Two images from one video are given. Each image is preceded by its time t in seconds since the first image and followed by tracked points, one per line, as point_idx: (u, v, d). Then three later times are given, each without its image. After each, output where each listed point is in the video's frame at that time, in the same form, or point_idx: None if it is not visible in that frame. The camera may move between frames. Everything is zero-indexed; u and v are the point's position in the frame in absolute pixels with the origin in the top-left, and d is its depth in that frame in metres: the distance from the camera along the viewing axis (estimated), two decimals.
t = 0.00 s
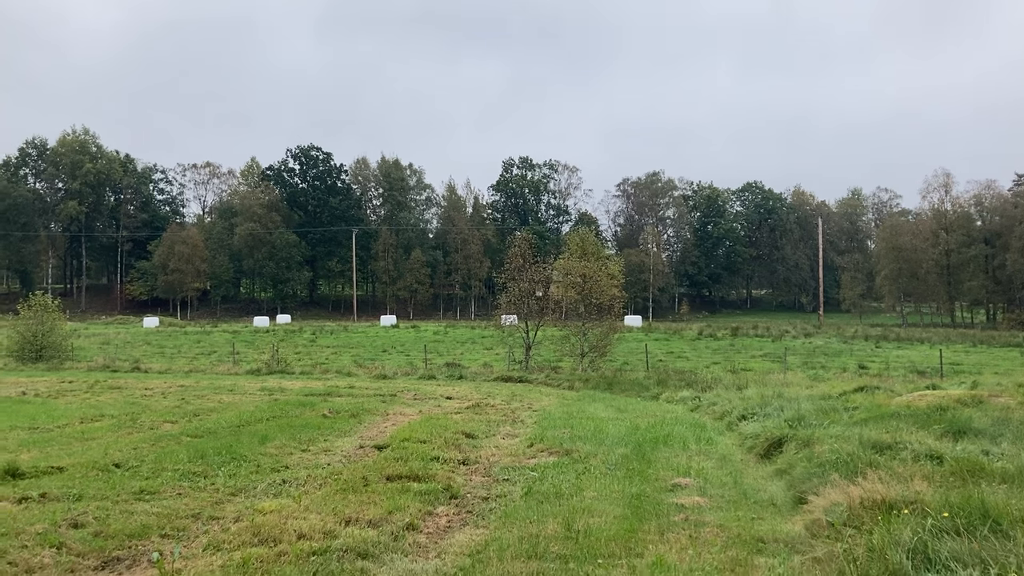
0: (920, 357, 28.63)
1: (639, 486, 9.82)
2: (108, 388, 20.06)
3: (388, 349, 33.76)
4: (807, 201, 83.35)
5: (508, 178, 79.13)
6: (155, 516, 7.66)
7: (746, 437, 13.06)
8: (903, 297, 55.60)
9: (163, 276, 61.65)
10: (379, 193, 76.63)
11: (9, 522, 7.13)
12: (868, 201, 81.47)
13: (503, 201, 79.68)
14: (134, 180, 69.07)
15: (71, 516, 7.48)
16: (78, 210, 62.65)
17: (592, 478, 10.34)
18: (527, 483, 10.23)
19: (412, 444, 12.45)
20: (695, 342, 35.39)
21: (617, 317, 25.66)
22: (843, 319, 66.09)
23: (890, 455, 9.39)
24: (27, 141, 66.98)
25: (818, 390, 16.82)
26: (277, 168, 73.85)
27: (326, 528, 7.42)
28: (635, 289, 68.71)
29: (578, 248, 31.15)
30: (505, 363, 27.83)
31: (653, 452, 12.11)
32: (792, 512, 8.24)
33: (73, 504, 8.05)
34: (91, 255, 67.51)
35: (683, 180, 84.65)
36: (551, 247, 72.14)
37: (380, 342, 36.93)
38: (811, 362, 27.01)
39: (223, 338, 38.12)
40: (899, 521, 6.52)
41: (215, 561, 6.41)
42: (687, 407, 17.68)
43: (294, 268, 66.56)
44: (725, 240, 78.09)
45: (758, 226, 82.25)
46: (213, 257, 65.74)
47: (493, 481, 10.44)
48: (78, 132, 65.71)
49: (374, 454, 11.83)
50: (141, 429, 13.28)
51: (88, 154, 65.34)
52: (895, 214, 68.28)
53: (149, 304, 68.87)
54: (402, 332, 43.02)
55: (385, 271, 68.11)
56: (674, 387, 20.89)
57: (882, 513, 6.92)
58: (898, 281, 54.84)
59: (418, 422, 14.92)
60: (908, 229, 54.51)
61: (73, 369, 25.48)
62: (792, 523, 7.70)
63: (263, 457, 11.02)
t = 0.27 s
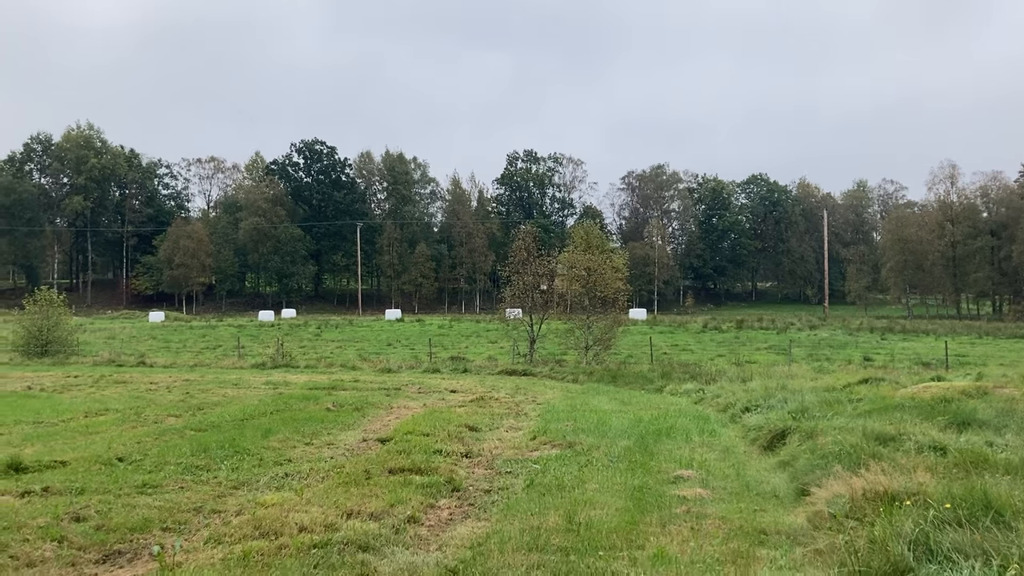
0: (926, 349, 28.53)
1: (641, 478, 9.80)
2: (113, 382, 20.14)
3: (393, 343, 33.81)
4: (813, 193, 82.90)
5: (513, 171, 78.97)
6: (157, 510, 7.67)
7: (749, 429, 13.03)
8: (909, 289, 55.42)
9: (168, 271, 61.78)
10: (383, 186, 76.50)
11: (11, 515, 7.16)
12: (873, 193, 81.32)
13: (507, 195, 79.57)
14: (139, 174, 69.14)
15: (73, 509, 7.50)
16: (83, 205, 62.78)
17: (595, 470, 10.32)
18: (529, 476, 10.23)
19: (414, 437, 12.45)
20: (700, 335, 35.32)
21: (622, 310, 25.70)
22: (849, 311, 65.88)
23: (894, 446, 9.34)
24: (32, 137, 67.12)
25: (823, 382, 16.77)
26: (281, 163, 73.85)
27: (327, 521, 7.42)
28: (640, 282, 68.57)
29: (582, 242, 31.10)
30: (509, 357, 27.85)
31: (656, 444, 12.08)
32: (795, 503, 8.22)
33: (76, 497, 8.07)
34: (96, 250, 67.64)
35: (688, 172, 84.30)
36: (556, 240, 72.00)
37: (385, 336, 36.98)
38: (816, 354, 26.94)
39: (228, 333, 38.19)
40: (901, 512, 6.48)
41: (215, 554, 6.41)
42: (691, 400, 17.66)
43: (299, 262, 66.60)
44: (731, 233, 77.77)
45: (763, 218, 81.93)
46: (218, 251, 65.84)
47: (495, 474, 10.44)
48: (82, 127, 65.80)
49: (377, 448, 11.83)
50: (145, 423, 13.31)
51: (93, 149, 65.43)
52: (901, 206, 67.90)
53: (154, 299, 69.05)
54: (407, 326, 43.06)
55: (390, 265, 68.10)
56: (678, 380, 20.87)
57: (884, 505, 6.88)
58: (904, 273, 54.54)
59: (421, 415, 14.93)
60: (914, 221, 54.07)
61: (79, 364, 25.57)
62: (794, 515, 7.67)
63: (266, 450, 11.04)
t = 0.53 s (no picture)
0: (934, 342, 28.39)
1: (642, 474, 9.78)
2: (120, 378, 20.25)
3: (399, 338, 33.88)
4: (820, 186, 82.39)
5: (520, 166, 78.87)
6: (157, 506, 7.71)
7: (752, 424, 12.99)
8: (917, 283, 54.99)
9: (176, 267, 62.05)
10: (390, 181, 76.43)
11: (11, 512, 7.20)
12: (882, 186, 80.85)
13: (514, 189, 79.48)
14: (146, 171, 69.40)
15: (74, 506, 7.54)
16: (91, 202, 63.11)
17: (596, 466, 10.30)
18: (530, 471, 10.22)
19: (417, 432, 12.46)
20: (707, 329, 35.24)
21: (628, 305, 25.46)
22: (857, 305, 65.62)
23: (896, 441, 9.29)
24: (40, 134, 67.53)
25: (828, 376, 16.71)
26: (288, 158, 73.96)
27: (326, 517, 7.43)
28: (647, 277, 68.39)
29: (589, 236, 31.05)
30: (516, 351, 27.86)
31: (658, 439, 12.05)
32: (796, 499, 8.18)
33: (76, 494, 8.12)
34: (105, 246, 67.90)
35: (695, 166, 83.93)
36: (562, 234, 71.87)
37: (391, 331, 37.07)
38: (823, 348, 26.84)
39: (236, 328, 38.33)
40: (900, 509, 6.44)
41: (213, 550, 6.43)
42: (696, 394, 17.62)
43: (306, 258, 66.56)
44: (739, 227, 77.43)
45: (771, 212, 81.53)
46: (226, 247, 66.02)
47: (496, 469, 10.44)
48: (90, 124, 66.10)
49: (379, 443, 11.85)
50: (150, 419, 13.38)
51: (101, 145, 65.71)
52: (910, 198, 67.45)
53: (163, 295, 69.38)
54: (414, 321, 43.12)
55: (397, 260, 68.15)
56: (683, 374, 20.84)
57: (883, 500, 6.83)
58: (912, 266, 54.20)
59: (425, 410, 14.96)
60: (922, 214, 53.52)
61: (86, 360, 25.74)
62: (795, 511, 7.64)
63: (268, 446, 11.07)
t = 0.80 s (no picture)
0: (944, 336, 28.19)
1: (638, 470, 9.77)
2: (125, 374, 20.35)
3: (406, 332, 33.91)
4: (830, 179, 81.82)
5: (527, 159, 78.69)
6: (151, 503, 7.75)
7: (753, 419, 12.94)
8: (928, 275, 54.92)
9: (184, 262, 62.30)
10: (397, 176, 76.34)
11: (6, 509, 7.24)
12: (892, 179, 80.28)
13: (522, 183, 79.34)
14: (154, 166, 69.58)
15: (68, 503, 7.59)
16: (99, 198, 63.39)
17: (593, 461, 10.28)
18: (527, 467, 10.21)
19: (416, 428, 12.46)
20: (715, 323, 35.12)
21: (634, 299, 25.46)
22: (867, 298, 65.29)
23: (896, 437, 9.23)
24: (48, 130, 67.94)
25: (832, 370, 16.62)
26: (296, 153, 74.10)
27: (318, 514, 7.45)
28: (655, 271, 68.18)
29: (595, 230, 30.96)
30: (521, 346, 27.84)
31: (657, 434, 12.03)
32: (791, 495, 8.15)
33: (72, 490, 8.17)
34: (113, 242, 68.00)
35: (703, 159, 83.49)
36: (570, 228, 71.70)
37: (398, 326, 37.10)
38: (831, 341, 26.70)
39: (243, 323, 38.45)
40: (892, 506, 6.39)
41: (203, 547, 6.46)
42: (699, 389, 17.57)
43: (314, 253, 67.18)
44: (748, 220, 77.04)
45: (781, 205, 81.09)
46: (234, 243, 66.21)
47: (493, 465, 10.44)
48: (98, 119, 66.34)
49: (378, 439, 11.87)
50: (151, 414, 13.45)
51: (108, 141, 65.90)
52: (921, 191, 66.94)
53: (171, 290, 69.71)
54: (421, 315, 43.13)
55: (405, 255, 68.14)
56: (688, 369, 20.78)
57: (875, 497, 6.80)
58: (923, 259, 53.78)
59: (426, 405, 14.98)
60: (932, 206, 53.06)
61: (93, 355, 25.88)
62: (789, 507, 7.60)
63: (267, 442, 11.10)
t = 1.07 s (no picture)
0: (956, 330, 27.94)
1: (637, 466, 9.75)
2: (134, 369, 20.52)
3: (415, 328, 33.96)
4: (842, 172, 81.15)
5: (538, 154, 78.64)
6: (148, 498, 7.82)
7: (756, 415, 12.89)
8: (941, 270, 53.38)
9: (196, 257, 62.68)
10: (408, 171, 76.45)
11: (4, 505, 7.33)
12: (905, 172, 79.53)
13: (532, 178, 79.28)
14: (166, 162, 69.84)
15: (66, 499, 7.66)
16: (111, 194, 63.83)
17: (592, 458, 10.27)
18: (526, 463, 10.22)
19: (418, 423, 12.49)
20: (725, 318, 34.96)
21: (643, 294, 25.44)
22: (880, 292, 64.80)
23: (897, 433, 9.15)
24: (62, 126, 68.73)
25: (839, 365, 16.52)
26: (307, 149, 74.44)
27: (313, 510, 7.49)
28: (667, 265, 67.90)
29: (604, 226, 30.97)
30: (529, 341, 27.84)
31: (658, 431, 12.00)
32: (789, 492, 8.11)
33: (71, 486, 8.25)
34: (126, 238, 68.07)
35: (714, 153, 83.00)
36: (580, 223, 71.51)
37: (407, 321, 37.16)
38: (842, 336, 26.53)
39: (253, 319, 38.66)
40: (886, 502, 6.35)
41: (197, 544, 6.52)
42: (704, 384, 17.52)
43: (325, 248, 67.18)
44: (760, 214, 76.55)
45: (793, 199, 80.52)
46: (245, 238, 66.52)
47: (493, 461, 10.45)
48: (111, 116, 66.70)
49: (379, 434, 11.91)
50: (156, 410, 13.55)
51: (121, 137, 66.18)
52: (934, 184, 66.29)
53: (183, 286, 70.11)
54: (430, 311, 43.18)
55: (415, 250, 68.19)
56: (695, 364, 20.74)
57: (870, 495, 6.75)
58: (935, 253, 52.91)
59: (431, 401, 15.03)
60: (946, 200, 52.59)
61: (104, 351, 26.10)
62: (785, 504, 7.57)
63: (268, 438, 11.17)
